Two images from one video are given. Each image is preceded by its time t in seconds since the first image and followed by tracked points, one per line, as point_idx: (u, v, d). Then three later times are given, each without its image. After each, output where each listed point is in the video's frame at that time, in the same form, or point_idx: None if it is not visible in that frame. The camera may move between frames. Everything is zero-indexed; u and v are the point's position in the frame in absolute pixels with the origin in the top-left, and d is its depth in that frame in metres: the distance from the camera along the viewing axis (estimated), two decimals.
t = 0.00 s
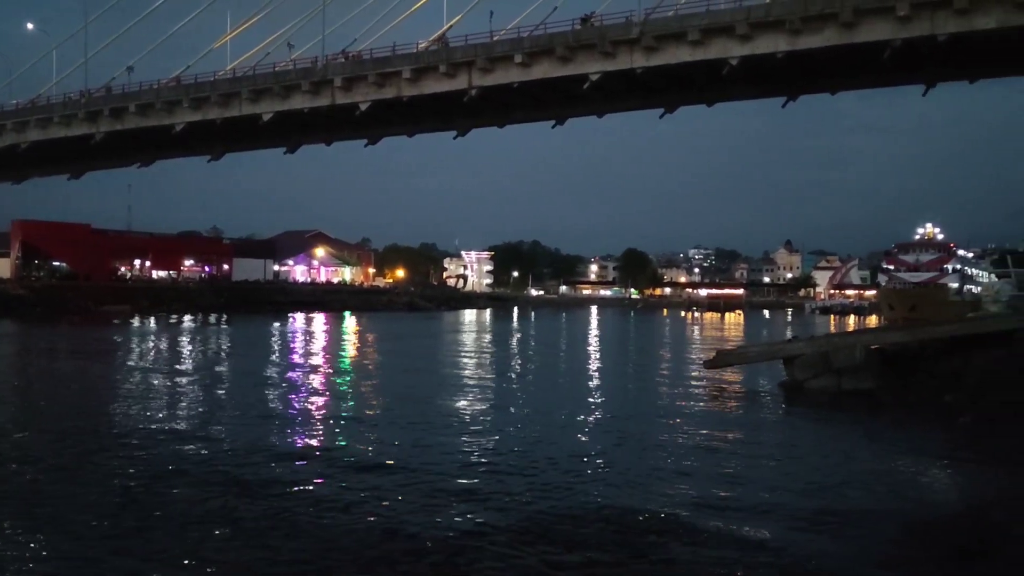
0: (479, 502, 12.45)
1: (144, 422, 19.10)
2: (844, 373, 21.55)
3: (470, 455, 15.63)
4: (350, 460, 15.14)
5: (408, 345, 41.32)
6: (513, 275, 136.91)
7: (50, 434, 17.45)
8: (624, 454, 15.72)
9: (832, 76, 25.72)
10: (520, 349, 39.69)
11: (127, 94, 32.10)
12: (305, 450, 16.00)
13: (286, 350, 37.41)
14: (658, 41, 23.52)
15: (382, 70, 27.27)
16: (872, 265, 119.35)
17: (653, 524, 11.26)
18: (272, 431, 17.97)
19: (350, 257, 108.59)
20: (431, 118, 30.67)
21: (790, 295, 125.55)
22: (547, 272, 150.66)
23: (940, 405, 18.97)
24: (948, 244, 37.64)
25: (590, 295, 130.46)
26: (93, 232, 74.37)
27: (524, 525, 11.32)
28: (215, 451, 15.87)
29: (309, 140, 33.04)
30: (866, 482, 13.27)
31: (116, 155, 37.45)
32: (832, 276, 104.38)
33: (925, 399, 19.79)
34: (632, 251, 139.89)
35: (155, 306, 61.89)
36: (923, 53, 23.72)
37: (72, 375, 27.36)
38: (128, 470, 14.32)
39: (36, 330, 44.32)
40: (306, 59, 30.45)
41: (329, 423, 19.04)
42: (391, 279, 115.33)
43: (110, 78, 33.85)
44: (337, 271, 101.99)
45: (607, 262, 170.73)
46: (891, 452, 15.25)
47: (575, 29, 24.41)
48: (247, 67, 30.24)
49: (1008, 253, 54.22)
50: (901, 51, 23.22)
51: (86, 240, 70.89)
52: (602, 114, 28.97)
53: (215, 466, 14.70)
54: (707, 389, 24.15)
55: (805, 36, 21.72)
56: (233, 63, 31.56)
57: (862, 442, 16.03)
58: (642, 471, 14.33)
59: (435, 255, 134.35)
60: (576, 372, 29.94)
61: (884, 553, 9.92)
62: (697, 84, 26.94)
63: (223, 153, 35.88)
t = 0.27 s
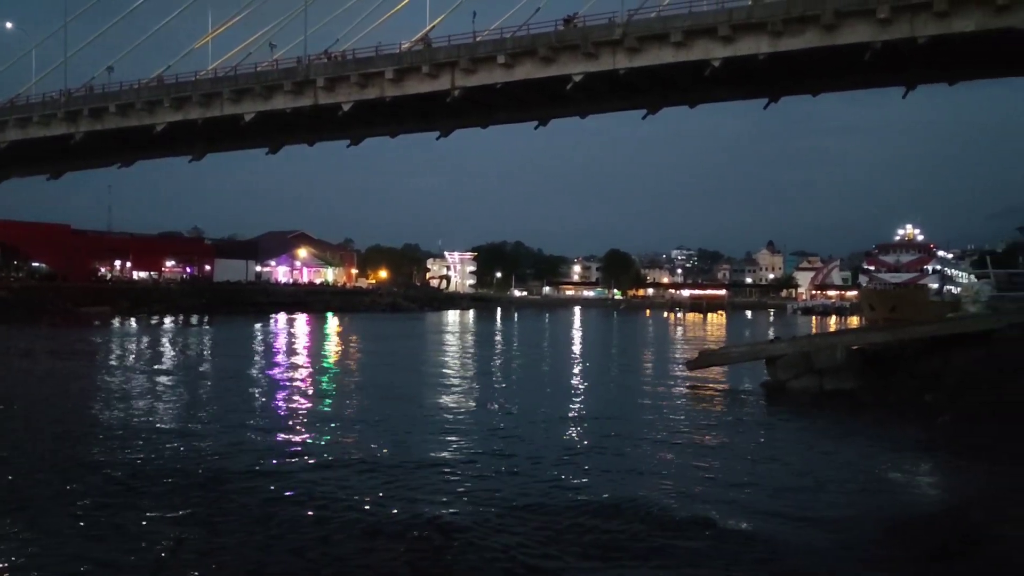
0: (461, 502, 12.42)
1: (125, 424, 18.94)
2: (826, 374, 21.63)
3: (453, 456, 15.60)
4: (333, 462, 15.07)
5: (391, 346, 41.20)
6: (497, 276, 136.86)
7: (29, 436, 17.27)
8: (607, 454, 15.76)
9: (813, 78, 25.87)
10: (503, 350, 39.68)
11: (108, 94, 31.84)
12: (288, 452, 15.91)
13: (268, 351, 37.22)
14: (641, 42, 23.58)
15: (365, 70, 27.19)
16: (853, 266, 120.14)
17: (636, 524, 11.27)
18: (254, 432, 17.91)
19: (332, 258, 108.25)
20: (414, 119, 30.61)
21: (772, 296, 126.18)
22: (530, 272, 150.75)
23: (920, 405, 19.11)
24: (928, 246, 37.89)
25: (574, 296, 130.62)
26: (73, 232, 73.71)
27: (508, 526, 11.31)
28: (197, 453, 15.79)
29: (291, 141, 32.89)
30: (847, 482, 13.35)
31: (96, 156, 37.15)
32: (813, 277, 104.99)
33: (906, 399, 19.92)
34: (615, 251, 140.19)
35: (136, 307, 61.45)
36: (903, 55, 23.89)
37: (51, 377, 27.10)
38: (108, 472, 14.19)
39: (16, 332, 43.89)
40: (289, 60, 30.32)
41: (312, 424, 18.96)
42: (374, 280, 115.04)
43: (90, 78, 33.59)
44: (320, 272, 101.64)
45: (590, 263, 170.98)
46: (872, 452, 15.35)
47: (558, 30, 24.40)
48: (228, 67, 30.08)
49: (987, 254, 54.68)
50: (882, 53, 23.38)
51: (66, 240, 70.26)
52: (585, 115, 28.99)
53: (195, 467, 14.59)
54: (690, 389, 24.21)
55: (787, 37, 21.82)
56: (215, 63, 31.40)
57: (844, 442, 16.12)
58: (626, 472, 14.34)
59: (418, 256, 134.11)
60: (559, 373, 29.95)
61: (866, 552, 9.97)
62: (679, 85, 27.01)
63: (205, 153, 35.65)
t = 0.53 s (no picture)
0: (443, 504, 12.43)
1: (106, 425, 18.80)
2: (808, 375, 21.75)
3: (438, 458, 15.60)
4: (316, 463, 15.03)
5: (375, 348, 41.11)
6: (480, 278, 136.73)
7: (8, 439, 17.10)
8: (590, 455, 15.79)
9: (796, 81, 26.01)
10: (488, 352, 39.66)
11: (89, 94, 31.62)
12: (272, 453, 15.86)
13: (250, 353, 37.05)
14: (624, 45, 23.66)
15: (348, 71, 27.14)
16: (836, 269, 120.95)
17: (618, 525, 11.30)
18: (237, 434, 17.84)
19: (316, 260, 107.89)
20: (397, 120, 30.58)
21: (755, 298, 126.69)
22: (514, 274, 150.75)
23: (901, 406, 19.23)
24: (909, 248, 38.12)
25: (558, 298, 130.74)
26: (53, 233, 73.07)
27: (491, 527, 11.31)
28: (179, 455, 15.72)
29: (274, 142, 32.79)
30: (829, 483, 13.43)
31: (77, 157, 36.86)
32: (795, 280, 105.54)
33: (887, 400, 20.05)
34: (599, 254, 140.44)
35: (117, 309, 61.01)
36: (884, 59, 24.04)
37: (30, 379, 26.88)
38: (89, 474, 14.09)
39: None
40: (272, 60, 30.21)
41: (295, 426, 18.91)
42: (358, 281, 114.78)
43: (71, 78, 33.37)
44: (303, 273, 101.34)
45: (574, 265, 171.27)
46: (854, 453, 15.44)
47: (542, 33, 24.44)
48: (211, 68, 29.94)
49: (968, 257, 55.06)
50: (864, 57, 23.54)
51: (46, 240, 69.66)
52: (569, 117, 29.05)
53: (177, 469, 14.51)
54: (673, 391, 24.30)
55: (770, 41, 21.94)
56: (198, 64, 31.26)
57: (825, 444, 16.22)
58: (608, 473, 14.41)
59: (402, 258, 133.88)
60: (542, 375, 29.98)
61: (847, 553, 10.03)
62: (663, 87, 27.10)
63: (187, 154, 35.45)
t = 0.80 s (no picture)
0: (427, 504, 12.40)
1: (88, 425, 18.67)
2: (792, 376, 21.84)
3: (423, 458, 15.56)
4: (300, 463, 14.97)
5: (360, 347, 41.01)
6: (466, 278, 136.53)
7: None
8: (575, 455, 15.81)
9: (781, 82, 26.10)
10: (473, 351, 39.62)
11: (72, 92, 31.40)
12: (255, 453, 15.78)
13: (235, 353, 36.87)
14: (610, 46, 23.68)
15: (333, 70, 27.06)
16: (820, 269, 121.40)
17: (602, 525, 11.31)
18: (221, 433, 17.76)
19: (301, 259, 107.53)
20: (383, 119, 30.50)
21: (740, 298, 127.15)
22: (500, 273, 150.66)
23: (884, 406, 19.32)
24: (893, 249, 38.30)
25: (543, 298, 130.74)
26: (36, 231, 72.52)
27: (475, 527, 11.29)
28: (162, 454, 15.64)
29: (259, 141, 32.64)
30: (812, 482, 13.49)
31: (59, 155, 36.59)
32: (780, 280, 105.91)
33: (870, 400, 20.14)
34: (585, 253, 140.67)
35: (100, 308, 60.60)
36: (868, 61, 24.16)
37: (12, 378, 26.66)
38: (70, 474, 13.99)
39: None
40: (257, 59, 30.07)
41: (279, 425, 18.84)
42: (343, 281, 114.49)
43: (54, 76, 33.15)
44: (288, 273, 100.98)
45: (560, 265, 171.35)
46: (837, 453, 15.51)
47: (527, 32, 24.43)
48: (195, 66, 29.78)
49: (951, 258, 55.39)
50: (848, 58, 23.65)
51: (28, 239, 69.12)
52: (555, 117, 29.05)
53: (160, 469, 14.42)
54: (658, 391, 24.34)
55: (754, 42, 22.00)
56: (182, 62, 31.10)
57: (809, 444, 16.29)
58: (593, 472, 14.42)
59: (387, 257, 133.59)
60: (528, 375, 29.96)
61: (831, 552, 10.06)
62: (648, 87, 27.14)
63: (170, 153, 35.25)
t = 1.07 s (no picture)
0: (414, 500, 12.39)
1: (72, 422, 18.57)
2: (777, 373, 21.95)
3: (409, 454, 15.56)
4: (286, 460, 14.94)
5: (346, 344, 40.92)
6: (453, 274, 136.31)
7: None
8: (562, 451, 15.83)
9: (766, 80, 26.20)
10: (459, 349, 39.62)
11: (56, 87, 31.19)
12: (241, 450, 15.73)
13: (220, 350, 36.73)
14: (597, 43, 23.70)
15: (320, 66, 26.98)
16: (805, 267, 121.87)
17: (588, 521, 11.33)
18: (207, 430, 17.72)
19: (286, 256, 107.18)
20: (369, 116, 30.43)
21: (726, 296, 127.63)
22: (486, 270, 150.61)
23: (868, 403, 19.41)
24: (878, 247, 38.46)
25: (530, 295, 130.76)
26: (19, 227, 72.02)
27: (462, 524, 11.26)
28: (148, 451, 15.58)
29: (245, 137, 32.51)
30: (797, 478, 13.53)
31: (42, 151, 36.34)
32: (766, 278, 106.27)
33: (855, 397, 20.25)
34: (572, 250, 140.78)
35: (85, 305, 60.24)
36: (853, 59, 24.27)
37: None
38: (55, 471, 13.91)
39: None
40: (243, 55, 29.95)
41: (265, 422, 18.78)
42: (329, 277, 114.22)
43: (38, 71, 32.95)
44: (274, 269, 100.65)
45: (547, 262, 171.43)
46: (823, 449, 15.56)
47: (514, 30, 24.43)
48: (180, 62, 29.63)
49: (934, 256, 55.72)
50: (834, 57, 23.75)
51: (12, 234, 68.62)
52: (541, 115, 29.04)
53: (145, 466, 14.36)
54: (645, 388, 24.40)
55: (741, 40, 22.06)
56: (167, 57, 30.94)
57: (794, 441, 16.36)
58: (579, 469, 14.44)
59: (374, 254, 133.28)
60: (514, 372, 29.97)
61: (817, 549, 10.08)
62: (635, 85, 27.16)
63: (155, 149, 35.05)
